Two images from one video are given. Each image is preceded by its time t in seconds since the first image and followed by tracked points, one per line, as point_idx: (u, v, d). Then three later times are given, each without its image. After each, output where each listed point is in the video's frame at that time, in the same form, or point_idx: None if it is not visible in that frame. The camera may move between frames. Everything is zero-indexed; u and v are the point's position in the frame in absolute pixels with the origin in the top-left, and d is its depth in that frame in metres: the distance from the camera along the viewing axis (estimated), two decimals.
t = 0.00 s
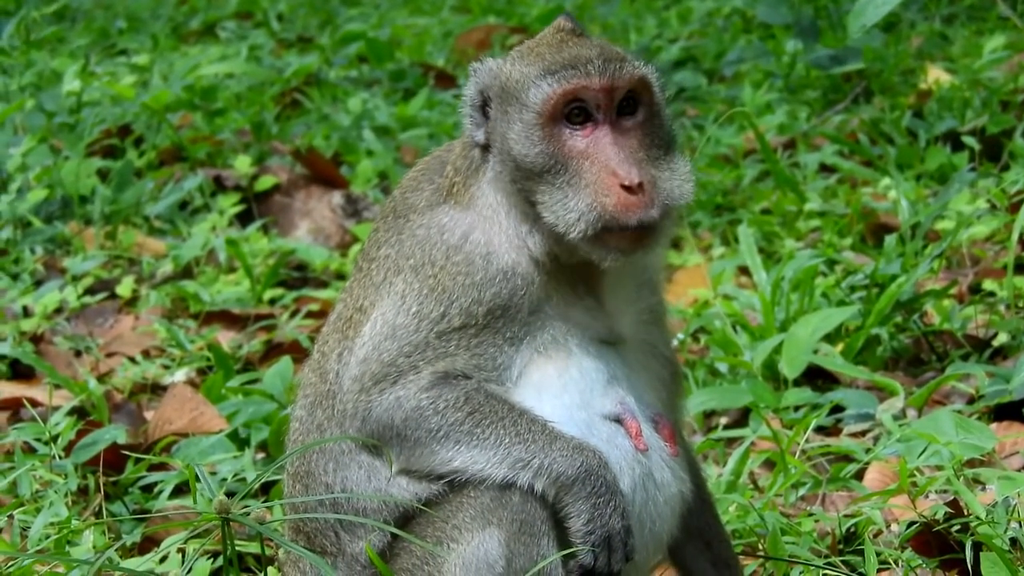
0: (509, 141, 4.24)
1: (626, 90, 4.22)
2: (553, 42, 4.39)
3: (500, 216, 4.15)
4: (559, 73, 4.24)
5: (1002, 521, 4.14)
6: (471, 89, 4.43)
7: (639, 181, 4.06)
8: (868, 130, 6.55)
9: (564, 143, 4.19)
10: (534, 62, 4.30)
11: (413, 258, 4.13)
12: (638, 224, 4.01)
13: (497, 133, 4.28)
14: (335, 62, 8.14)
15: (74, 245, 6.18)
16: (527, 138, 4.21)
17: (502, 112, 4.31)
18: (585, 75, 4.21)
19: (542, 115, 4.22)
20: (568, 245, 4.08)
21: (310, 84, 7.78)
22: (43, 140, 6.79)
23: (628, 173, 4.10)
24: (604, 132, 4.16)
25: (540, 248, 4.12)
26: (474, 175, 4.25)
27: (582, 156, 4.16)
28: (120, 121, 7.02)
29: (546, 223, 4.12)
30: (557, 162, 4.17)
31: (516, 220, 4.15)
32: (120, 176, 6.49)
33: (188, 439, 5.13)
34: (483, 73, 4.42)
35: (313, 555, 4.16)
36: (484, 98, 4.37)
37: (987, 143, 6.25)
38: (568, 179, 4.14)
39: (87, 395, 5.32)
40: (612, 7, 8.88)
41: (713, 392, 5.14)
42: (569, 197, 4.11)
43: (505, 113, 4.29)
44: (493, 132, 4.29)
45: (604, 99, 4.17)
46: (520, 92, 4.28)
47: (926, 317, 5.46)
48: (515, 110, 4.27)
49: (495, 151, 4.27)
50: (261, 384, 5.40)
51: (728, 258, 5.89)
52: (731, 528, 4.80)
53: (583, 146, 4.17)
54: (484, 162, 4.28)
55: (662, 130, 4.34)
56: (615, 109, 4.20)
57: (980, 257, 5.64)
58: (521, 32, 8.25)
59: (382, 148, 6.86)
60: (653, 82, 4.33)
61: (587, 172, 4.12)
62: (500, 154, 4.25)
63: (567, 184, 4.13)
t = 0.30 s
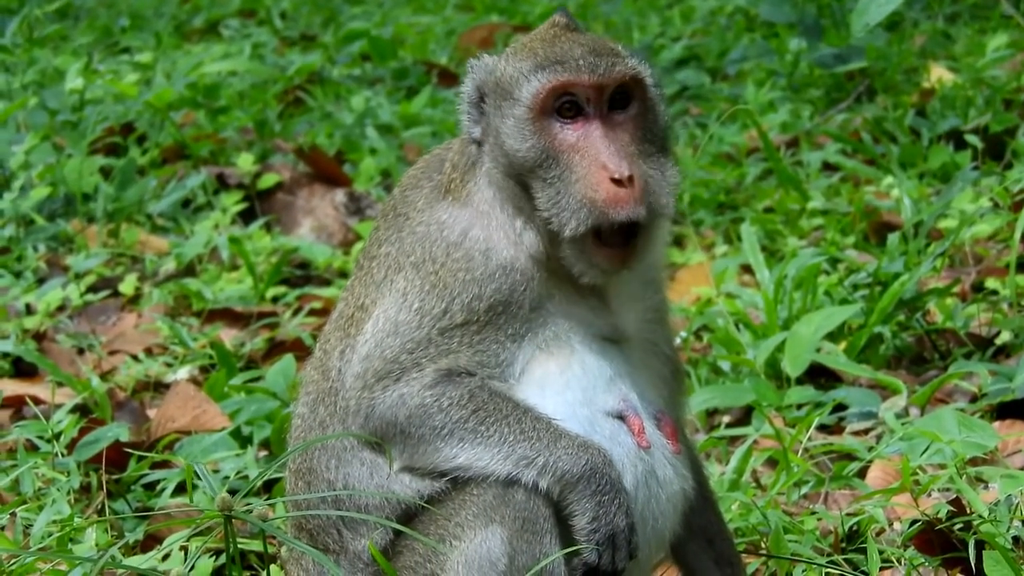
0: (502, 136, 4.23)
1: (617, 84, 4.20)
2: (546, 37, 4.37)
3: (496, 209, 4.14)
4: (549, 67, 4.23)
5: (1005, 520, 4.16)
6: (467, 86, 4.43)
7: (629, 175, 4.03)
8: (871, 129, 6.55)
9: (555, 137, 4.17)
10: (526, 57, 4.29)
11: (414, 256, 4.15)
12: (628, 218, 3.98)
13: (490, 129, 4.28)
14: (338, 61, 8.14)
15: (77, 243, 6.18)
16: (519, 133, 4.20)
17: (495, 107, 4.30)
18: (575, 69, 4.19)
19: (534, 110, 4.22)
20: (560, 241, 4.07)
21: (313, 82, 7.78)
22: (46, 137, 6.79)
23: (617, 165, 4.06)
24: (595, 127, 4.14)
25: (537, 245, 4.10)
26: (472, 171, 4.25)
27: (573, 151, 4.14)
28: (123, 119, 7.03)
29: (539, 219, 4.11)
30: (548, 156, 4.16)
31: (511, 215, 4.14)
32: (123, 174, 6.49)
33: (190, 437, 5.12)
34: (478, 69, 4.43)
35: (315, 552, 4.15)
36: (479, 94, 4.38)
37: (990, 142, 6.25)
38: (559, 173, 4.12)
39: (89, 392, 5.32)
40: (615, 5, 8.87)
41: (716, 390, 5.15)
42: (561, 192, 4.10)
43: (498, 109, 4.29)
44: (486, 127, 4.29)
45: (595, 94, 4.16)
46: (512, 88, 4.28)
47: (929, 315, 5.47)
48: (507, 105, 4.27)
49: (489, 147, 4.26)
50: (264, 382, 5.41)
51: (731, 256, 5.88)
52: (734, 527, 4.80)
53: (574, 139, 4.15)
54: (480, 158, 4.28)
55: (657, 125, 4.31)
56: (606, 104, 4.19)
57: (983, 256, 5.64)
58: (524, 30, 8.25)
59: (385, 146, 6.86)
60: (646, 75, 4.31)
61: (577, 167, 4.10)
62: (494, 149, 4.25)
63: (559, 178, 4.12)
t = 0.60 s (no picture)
0: (493, 135, 4.25)
1: (607, 85, 4.20)
2: (539, 37, 4.38)
3: (491, 208, 4.16)
4: (537, 67, 4.25)
5: (1009, 518, 4.15)
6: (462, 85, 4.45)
7: (614, 175, 4.06)
8: (875, 127, 6.54)
9: (544, 138, 4.19)
10: (517, 57, 4.31)
11: (415, 253, 4.15)
12: (613, 220, 4.00)
13: (482, 128, 4.30)
14: (341, 59, 8.14)
15: (80, 241, 6.18)
16: (508, 134, 4.23)
17: (487, 107, 4.33)
18: (562, 68, 4.20)
19: (523, 111, 4.24)
20: (548, 240, 4.09)
21: (316, 81, 7.78)
22: (49, 135, 6.79)
23: (603, 165, 4.09)
24: (584, 129, 4.16)
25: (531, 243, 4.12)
26: (470, 170, 4.26)
27: (562, 152, 4.16)
28: (127, 118, 7.03)
29: (529, 217, 4.13)
30: (537, 156, 4.18)
31: (503, 214, 4.16)
32: (126, 172, 6.49)
33: (194, 435, 5.13)
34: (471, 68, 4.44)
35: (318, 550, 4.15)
36: (472, 93, 4.39)
37: (994, 140, 6.26)
38: (547, 174, 4.15)
39: (93, 390, 5.32)
40: (618, 3, 8.87)
41: (719, 388, 5.16)
42: (550, 192, 4.12)
43: (489, 109, 4.31)
44: (478, 126, 4.31)
45: (583, 96, 4.17)
46: (503, 88, 4.29)
47: (932, 314, 5.46)
48: (498, 106, 4.29)
49: (481, 145, 4.28)
50: (267, 380, 5.41)
51: (734, 255, 5.88)
52: (737, 525, 4.81)
53: (562, 140, 4.18)
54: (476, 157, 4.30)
55: (649, 126, 4.31)
56: (595, 105, 4.19)
57: (986, 255, 5.65)
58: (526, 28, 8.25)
59: (388, 144, 6.86)
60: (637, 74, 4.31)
61: (565, 168, 4.12)
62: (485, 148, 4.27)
63: (548, 179, 4.14)
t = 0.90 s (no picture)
0: (478, 133, 4.25)
1: (586, 80, 4.18)
2: (532, 36, 4.38)
3: (482, 207, 4.17)
4: (523, 65, 4.25)
5: (1013, 518, 4.14)
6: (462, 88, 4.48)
7: (592, 169, 4.01)
8: (878, 127, 6.54)
9: (527, 134, 4.18)
10: (507, 56, 4.32)
11: (418, 254, 4.16)
12: (589, 214, 3.96)
13: (472, 127, 4.31)
14: (345, 59, 8.14)
15: (84, 240, 6.18)
16: (494, 131, 4.23)
17: (477, 106, 4.33)
18: (546, 66, 4.20)
19: (510, 108, 4.24)
20: (532, 237, 4.07)
21: (320, 81, 7.78)
22: (53, 135, 6.79)
23: (582, 160, 4.05)
24: (566, 122, 4.13)
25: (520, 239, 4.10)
26: (466, 171, 4.26)
27: (544, 146, 4.14)
28: (130, 117, 7.03)
29: (512, 212, 4.12)
30: (521, 151, 4.17)
31: (491, 211, 4.16)
32: (130, 171, 6.50)
33: (197, 434, 5.13)
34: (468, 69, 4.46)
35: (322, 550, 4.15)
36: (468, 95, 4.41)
37: (998, 140, 6.26)
38: (530, 171, 4.13)
39: (96, 390, 5.33)
40: (622, 3, 8.86)
41: (723, 389, 5.16)
42: (532, 189, 4.10)
43: (479, 107, 4.32)
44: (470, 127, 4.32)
45: (564, 90, 4.15)
46: (492, 87, 4.31)
47: (936, 315, 5.46)
48: (487, 104, 4.29)
49: (469, 144, 4.29)
50: (271, 380, 5.42)
51: (738, 255, 5.88)
52: (742, 525, 4.83)
53: (545, 136, 4.15)
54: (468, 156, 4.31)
55: (638, 121, 4.26)
56: (578, 99, 4.16)
57: (990, 255, 5.65)
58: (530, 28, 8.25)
59: (392, 144, 6.86)
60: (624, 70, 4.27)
61: (546, 162, 4.10)
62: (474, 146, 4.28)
63: (530, 174, 4.12)
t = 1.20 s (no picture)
0: (455, 135, 4.25)
1: (550, 77, 4.14)
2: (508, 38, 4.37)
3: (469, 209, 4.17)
4: (495, 65, 4.24)
5: (1018, 519, 4.14)
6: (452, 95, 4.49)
7: (551, 168, 3.97)
8: (884, 127, 6.54)
9: (496, 134, 4.15)
10: (481, 59, 4.30)
11: (420, 257, 4.17)
12: (549, 213, 3.94)
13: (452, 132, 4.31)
14: (350, 59, 8.14)
15: (89, 240, 6.19)
16: (466, 133, 4.21)
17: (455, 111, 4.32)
18: (515, 65, 4.19)
19: (480, 110, 4.22)
20: (508, 236, 4.05)
21: (325, 81, 7.78)
22: (58, 135, 6.79)
23: (544, 159, 4.00)
24: (531, 121, 4.10)
25: (504, 240, 4.09)
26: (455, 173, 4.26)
27: (510, 145, 4.10)
28: (136, 117, 7.04)
29: (487, 213, 4.11)
30: (490, 151, 4.14)
31: (475, 212, 4.15)
32: (135, 172, 6.50)
33: (202, 435, 5.13)
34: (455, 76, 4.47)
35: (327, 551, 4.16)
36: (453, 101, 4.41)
37: (1003, 140, 6.25)
38: (499, 172, 4.10)
39: (101, 390, 5.34)
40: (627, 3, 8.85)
41: (728, 389, 5.16)
42: (502, 188, 4.07)
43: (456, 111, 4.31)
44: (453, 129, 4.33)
45: (528, 89, 4.12)
46: (466, 88, 4.30)
47: (941, 315, 5.46)
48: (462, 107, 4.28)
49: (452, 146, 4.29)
50: (276, 380, 5.42)
51: (744, 255, 5.88)
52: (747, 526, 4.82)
53: (511, 135, 4.11)
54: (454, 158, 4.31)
55: (610, 117, 4.20)
56: (543, 97, 4.12)
57: (995, 255, 5.64)
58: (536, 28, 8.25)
59: (397, 144, 6.86)
60: (595, 66, 4.23)
61: (510, 161, 4.08)
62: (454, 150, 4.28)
63: (500, 174, 4.10)
